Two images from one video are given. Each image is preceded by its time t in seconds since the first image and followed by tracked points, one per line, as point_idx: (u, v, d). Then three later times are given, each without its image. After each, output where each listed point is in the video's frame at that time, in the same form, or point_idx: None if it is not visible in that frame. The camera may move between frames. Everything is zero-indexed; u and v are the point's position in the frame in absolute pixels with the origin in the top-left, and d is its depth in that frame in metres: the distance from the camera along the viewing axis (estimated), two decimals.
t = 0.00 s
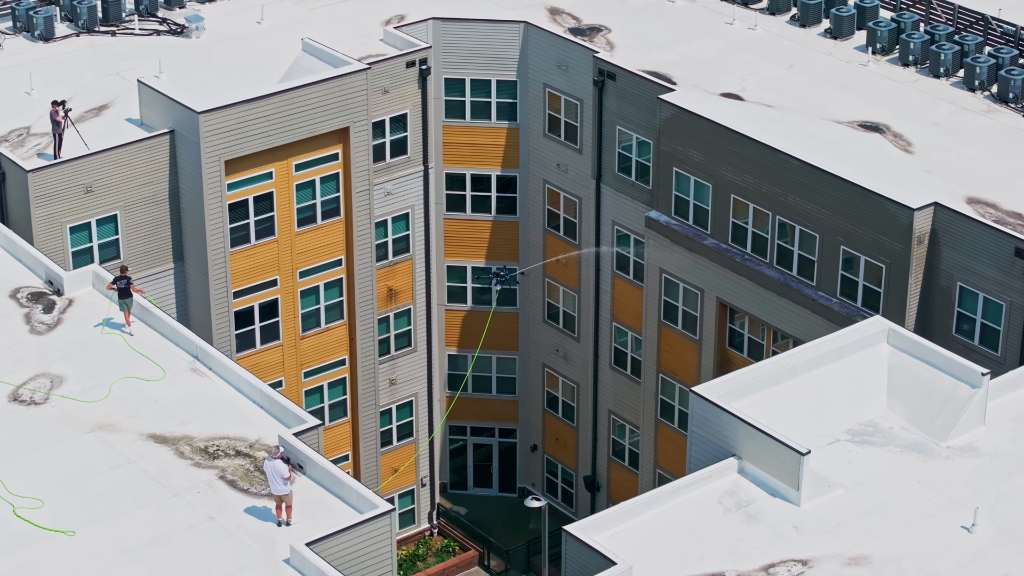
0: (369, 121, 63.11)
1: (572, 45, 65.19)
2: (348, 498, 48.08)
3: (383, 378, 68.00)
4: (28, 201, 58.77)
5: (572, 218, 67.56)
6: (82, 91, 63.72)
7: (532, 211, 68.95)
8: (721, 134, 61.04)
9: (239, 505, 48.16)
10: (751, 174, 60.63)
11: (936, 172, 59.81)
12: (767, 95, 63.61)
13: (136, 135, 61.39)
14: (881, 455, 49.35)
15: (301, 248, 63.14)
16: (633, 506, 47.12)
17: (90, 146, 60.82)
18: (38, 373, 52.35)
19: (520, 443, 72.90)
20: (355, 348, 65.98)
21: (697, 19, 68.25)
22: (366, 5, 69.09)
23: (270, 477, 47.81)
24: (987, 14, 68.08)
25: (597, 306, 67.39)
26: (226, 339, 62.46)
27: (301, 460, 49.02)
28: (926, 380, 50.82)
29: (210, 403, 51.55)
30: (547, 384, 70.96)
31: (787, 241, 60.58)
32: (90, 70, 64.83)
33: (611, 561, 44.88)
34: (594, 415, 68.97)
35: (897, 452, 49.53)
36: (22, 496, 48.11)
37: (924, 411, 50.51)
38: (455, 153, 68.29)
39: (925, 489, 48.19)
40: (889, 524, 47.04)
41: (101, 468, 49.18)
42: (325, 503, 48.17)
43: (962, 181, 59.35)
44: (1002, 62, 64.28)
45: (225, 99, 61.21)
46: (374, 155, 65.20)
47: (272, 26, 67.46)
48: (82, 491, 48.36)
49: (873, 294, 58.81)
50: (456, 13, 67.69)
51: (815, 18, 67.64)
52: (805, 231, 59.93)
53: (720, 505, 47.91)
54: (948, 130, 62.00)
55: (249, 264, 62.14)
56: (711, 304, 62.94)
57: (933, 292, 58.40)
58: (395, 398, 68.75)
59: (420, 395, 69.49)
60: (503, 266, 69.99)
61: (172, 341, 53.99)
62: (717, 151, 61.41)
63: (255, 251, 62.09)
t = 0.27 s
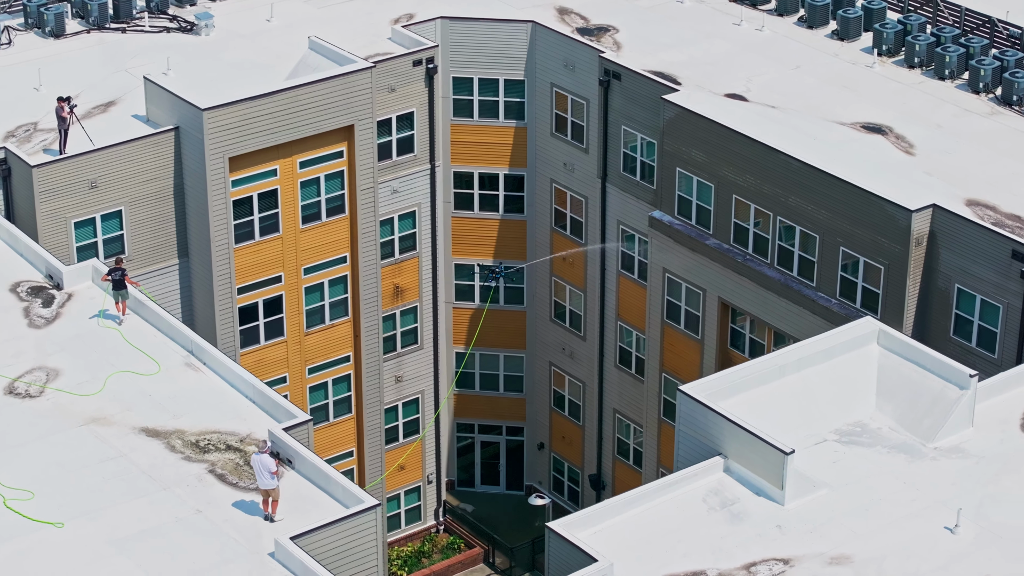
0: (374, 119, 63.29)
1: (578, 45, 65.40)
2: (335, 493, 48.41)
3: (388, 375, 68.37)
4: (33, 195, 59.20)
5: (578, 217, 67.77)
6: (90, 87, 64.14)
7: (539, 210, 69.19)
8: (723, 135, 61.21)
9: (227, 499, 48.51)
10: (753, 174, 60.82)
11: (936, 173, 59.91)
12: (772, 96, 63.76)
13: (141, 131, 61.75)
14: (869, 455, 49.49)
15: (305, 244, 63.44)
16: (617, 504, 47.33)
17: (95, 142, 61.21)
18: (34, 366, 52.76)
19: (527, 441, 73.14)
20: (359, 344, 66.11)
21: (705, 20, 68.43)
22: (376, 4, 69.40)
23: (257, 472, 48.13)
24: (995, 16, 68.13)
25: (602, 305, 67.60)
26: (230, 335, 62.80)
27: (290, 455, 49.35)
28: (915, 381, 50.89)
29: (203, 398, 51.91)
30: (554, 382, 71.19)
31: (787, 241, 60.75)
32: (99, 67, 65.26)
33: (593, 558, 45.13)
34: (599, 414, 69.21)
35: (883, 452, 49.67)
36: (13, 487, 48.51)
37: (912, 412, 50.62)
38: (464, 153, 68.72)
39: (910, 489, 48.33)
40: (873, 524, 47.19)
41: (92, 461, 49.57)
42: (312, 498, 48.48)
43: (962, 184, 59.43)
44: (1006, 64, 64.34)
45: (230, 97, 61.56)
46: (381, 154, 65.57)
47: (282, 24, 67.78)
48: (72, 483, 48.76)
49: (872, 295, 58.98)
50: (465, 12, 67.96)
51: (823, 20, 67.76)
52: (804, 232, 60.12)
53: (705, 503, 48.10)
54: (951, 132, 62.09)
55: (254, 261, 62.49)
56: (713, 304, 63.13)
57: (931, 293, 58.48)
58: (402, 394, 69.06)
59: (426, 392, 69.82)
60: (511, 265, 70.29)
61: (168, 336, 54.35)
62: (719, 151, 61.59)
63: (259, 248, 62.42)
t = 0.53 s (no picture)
0: (380, 116, 63.46)
1: (585, 44, 65.63)
2: (322, 486, 48.73)
3: (395, 370, 68.67)
4: (38, 188, 59.68)
5: (584, 215, 68.01)
6: (98, 83, 64.54)
7: (546, 208, 69.46)
8: (724, 134, 61.41)
9: (216, 492, 48.86)
10: (754, 174, 61.01)
11: (937, 174, 59.99)
12: (776, 96, 63.89)
13: (147, 126, 62.16)
14: (855, 455, 49.66)
15: (309, 240, 63.75)
16: (602, 500, 47.55)
17: (101, 136, 61.64)
18: (30, 358, 53.17)
19: (534, 438, 73.46)
20: (364, 340, 66.40)
21: (713, 19, 68.58)
22: (386, 2, 69.67)
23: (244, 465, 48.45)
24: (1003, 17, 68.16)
25: (607, 303, 67.85)
26: (234, 330, 63.09)
27: (279, 449, 49.68)
28: (904, 381, 51.03)
29: (196, 391, 52.25)
30: (560, 380, 71.44)
31: (788, 241, 60.91)
32: (108, 62, 65.67)
33: (573, 553, 45.38)
34: (605, 411, 69.45)
35: (870, 451, 49.82)
36: (4, 478, 48.92)
37: (900, 412, 50.76)
38: (471, 150, 68.87)
39: (895, 489, 48.46)
40: (856, 523, 47.33)
41: (84, 452, 49.96)
42: (299, 491, 48.82)
43: (962, 185, 59.50)
44: (1012, 65, 64.40)
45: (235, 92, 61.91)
46: (388, 150, 65.85)
47: (291, 21, 68.07)
48: (63, 474, 49.15)
49: (871, 295, 59.12)
50: (474, 10, 68.21)
51: (830, 20, 67.87)
52: (804, 231, 60.28)
53: (689, 500, 48.29)
54: (954, 133, 62.17)
55: (258, 256, 62.79)
56: (715, 303, 63.31)
57: (929, 294, 58.53)
58: (408, 390, 69.40)
59: (432, 388, 70.14)
60: (518, 262, 70.52)
61: (164, 329, 54.72)
62: (721, 150, 61.79)
63: (263, 243, 62.74)
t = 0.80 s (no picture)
0: (384, 114, 63.83)
1: (591, 44, 65.84)
2: (308, 481, 49.06)
3: (401, 367, 68.94)
4: (42, 183, 60.06)
5: (590, 214, 68.23)
6: (106, 79, 64.96)
7: (553, 207, 69.73)
8: (727, 134, 61.54)
9: (204, 485, 49.20)
10: (755, 174, 61.17)
11: (937, 176, 60.11)
12: (780, 96, 64.06)
13: (153, 122, 62.53)
14: (841, 455, 49.82)
15: (314, 237, 64.01)
16: (586, 497, 47.78)
17: (106, 132, 62.03)
18: (27, 351, 53.59)
19: (541, 436, 73.79)
20: (368, 337, 66.63)
21: (721, 19, 68.75)
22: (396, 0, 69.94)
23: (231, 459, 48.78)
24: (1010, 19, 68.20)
25: (612, 302, 68.08)
26: (238, 326, 63.28)
27: (267, 443, 50.01)
28: (891, 382, 51.17)
29: (189, 385, 52.62)
30: (567, 378, 71.71)
31: (788, 242, 61.08)
32: (116, 58, 66.09)
33: (554, 549, 45.57)
34: (610, 410, 69.63)
35: (855, 451, 49.97)
36: None
37: (887, 412, 50.90)
38: (479, 148, 69.26)
39: (879, 489, 48.61)
40: (838, 523, 47.49)
41: (75, 445, 50.35)
42: (287, 485, 49.15)
43: (962, 187, 59.61)
44: (1016, 68, 64.47)
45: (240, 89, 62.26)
46: (394, 148, 66.16)
47: (300, 18, 68.41)
48: (53, 465, 49.55)
49: (869, 296, 59.25)
50: (482, 9, 68.48)
51: (837, 21, 68.00)
52: (804, 231, 60.42)
53: (672, 499, 48.49)
54: (956, 134, 62.31)
55: (262, 252, 63.05)
56: (717, 303, 63.45)
57: (927, 295, 58.65)
58: (415, 387, 69.68)
59: (439, 385, 70.39)
60: (525, 260, 70.84)
61: (159, 322, 55.07)
62: (723, 150, 61.95)
63: (267, 239, 63.01)
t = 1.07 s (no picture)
0: (389, 112, 64.22)
1: (598, 43, 66.02)
2: (294, 474, 49.36)
3: (407, 364, 69.23)
4: (47, 177, 60.38)
5: (597, 213, 68.40)
6: (115, 74, 65.33)
7: (560, 206, 69.97)
8: (729, 134, 61.68)
9: (192, 478, 49.52)
10: (756, 174, 61.29)
11: (937, 177, 60.17)
12: (784, 97, 64.15)
13: (158, 118, 62.86)
14: (826, 454, 49.96)
15: (318, 233, 64.29)
16: (569, 493, 48.01)
17: (111, 127, 62.40)
18: (23, 344, 54.02)
19: (548, 433, 74.23)
20: (372, 333, 66.80)
21: (729, 19, 68.90)
22: None
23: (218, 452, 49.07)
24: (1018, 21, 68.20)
25: (618, 301, 68.30)
26: (241, 320, 63.66)
27: (256, 437, 50.32)
28: (879, 381, 51.26)
29: (181, 378, 52.94)
30: (574, 377, 71.96)
31: (788, 242, 61.23)
32: (125, 54, 66.49)
33: (534, 545, 45.79)
34: (615, 408, 69.81)
35: (841, 451, 50.10)
36: None
37: (875, 411, 50.91)
38: (487, 146, 69.49)
39: (862, 490, 48.73)
40: (820, 522, 47.62)
41: (66, 436, 50.74)
42: (274, 478, 49.47)
43: (961, 188, 59.66)
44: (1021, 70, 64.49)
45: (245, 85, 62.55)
46: (400, 145, 66.30)
47: (310, 16, 68.75)
48: (44, 457, 49.96)
49: (867, 296, 59.38)
50: (491, 8, 68.69)
51: (844, 22, 68.08)
52: (804, 231, 60.55)
53: (655, 496, 48.68)
54: (958, 136, 62.41)
55: (266, 248, 63.37)
56: (718, 302, 63.62)
57: (924, 296, 58.72)
58: (421, 383, 69.95)
59: (446, 381, 70.64)
60: (533, 258, 71.06)
61: (155, 316, 55.40)
62: (725, 150, 62.12)
63: (272, 234, 63.30)
